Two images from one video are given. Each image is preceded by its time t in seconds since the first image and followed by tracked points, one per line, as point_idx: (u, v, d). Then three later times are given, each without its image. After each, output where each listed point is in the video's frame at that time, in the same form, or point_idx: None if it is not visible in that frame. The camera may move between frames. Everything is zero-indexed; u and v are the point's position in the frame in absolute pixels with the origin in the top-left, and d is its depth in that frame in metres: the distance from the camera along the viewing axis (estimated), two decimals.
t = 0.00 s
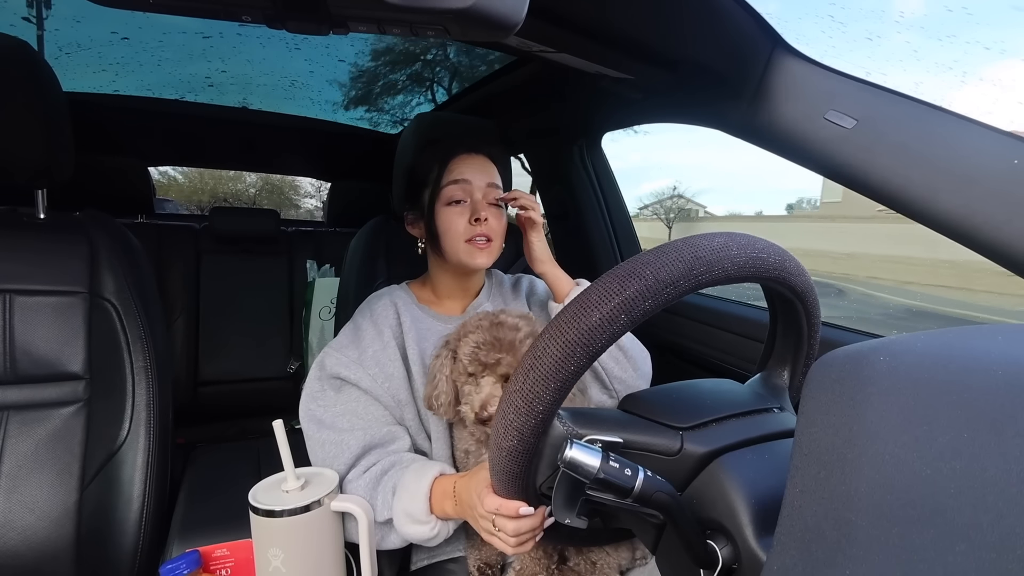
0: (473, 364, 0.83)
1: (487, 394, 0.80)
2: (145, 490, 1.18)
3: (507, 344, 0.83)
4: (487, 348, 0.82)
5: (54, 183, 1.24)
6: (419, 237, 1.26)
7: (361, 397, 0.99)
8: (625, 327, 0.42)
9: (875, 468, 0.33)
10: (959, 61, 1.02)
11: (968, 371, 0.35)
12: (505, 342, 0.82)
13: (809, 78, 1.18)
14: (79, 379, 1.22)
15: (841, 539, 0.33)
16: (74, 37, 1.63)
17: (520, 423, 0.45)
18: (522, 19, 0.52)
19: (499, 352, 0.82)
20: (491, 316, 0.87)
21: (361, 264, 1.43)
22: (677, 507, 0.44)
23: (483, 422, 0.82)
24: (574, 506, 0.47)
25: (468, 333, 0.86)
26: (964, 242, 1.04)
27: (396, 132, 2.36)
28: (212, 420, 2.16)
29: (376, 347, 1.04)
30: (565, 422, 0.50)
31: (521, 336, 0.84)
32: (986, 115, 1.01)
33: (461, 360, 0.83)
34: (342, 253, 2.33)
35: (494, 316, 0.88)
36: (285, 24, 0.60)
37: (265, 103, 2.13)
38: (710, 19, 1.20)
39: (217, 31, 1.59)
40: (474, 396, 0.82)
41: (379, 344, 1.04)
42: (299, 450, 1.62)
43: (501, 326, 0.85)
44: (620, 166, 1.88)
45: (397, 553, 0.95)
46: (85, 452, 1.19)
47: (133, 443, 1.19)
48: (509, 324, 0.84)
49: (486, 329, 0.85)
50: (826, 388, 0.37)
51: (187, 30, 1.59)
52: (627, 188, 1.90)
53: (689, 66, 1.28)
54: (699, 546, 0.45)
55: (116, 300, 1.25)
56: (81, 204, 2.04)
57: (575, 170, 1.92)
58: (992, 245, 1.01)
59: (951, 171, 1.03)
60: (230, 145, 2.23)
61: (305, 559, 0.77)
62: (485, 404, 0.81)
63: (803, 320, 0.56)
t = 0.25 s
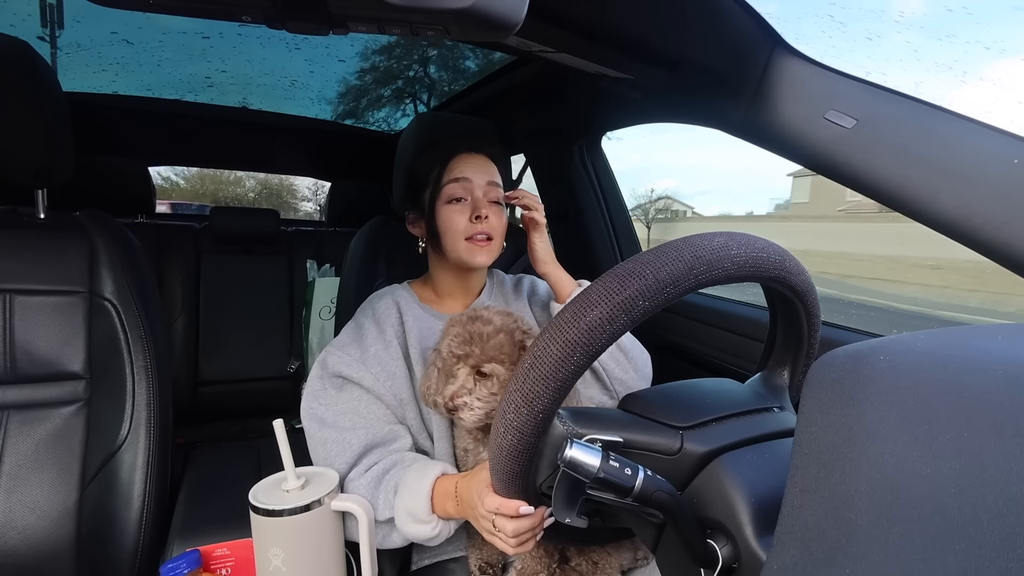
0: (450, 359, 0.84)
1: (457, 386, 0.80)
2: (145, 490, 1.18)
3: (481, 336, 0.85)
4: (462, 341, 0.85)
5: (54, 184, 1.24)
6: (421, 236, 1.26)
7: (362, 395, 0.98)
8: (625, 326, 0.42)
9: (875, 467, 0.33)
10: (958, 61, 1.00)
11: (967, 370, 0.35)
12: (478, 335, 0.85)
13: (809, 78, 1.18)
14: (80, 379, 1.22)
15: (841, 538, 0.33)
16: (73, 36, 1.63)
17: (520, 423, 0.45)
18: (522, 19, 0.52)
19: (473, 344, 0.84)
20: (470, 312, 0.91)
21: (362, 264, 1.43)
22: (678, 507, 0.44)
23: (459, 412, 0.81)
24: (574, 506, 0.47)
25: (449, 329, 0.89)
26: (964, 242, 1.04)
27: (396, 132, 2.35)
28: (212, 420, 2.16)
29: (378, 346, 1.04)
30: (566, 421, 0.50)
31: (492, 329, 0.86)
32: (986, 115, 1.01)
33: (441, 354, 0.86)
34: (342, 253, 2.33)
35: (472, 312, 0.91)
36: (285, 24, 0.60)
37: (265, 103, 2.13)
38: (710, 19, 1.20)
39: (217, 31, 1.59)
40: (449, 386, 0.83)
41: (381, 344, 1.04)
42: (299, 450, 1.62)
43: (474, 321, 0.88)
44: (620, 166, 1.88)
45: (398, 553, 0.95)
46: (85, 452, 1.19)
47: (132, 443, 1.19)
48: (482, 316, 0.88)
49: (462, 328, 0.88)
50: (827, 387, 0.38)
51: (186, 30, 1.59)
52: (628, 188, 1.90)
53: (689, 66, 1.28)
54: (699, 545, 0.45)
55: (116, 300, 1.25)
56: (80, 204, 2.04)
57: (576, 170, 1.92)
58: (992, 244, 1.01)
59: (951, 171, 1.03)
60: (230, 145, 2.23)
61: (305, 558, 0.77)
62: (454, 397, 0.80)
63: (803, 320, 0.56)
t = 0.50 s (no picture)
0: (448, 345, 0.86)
1: (446, 370, 0.83)
2: (145, 491, 1.18)
3: (474, 326, 0.86)
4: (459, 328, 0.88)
5: (54, 184, 1.24)
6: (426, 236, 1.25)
7: (363, 392, 0.99)
8: (621, 329, 0.42)
9: (874, 468, 0.33)
10: (959, 62, 1.00)
11: (967, 372, 0.35)
12: (473, 323, 0.86)
13: (809, 79, 1.18)
14: (80, 379, 1.22)
15: (841, 539, 0.32)
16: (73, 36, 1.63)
17: (518, 428, 0.45)
18: (522, 20, 0.52)
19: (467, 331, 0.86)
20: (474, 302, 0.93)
21: (362, 263, 1.43)
22: (678, 507, 0.44)
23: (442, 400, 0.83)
24: (574, 507, 0.47)
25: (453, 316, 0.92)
26: (964, 242, 1.04)
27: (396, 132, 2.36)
28: (212, 420, 2.16)
29: (379, 343, 1.04)
30: (563, 424, 0.50)
31: (487, 320, 0.87)
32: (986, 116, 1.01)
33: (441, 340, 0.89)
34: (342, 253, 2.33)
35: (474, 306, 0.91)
36: (286, 24, 0.60)
37: (265, 103, 2.13)
38: (710, 19, 1.20)
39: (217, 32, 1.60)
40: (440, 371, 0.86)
41: (383, 341, 1.04)
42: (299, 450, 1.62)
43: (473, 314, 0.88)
44: (620, 166, 1.88)
45: (398, 553, 0.95)
46: (86, 452, 1.19)
47: (132, 443, 1.19)
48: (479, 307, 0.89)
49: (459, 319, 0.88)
50: (827, 387, 0.38)
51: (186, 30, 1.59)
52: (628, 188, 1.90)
53: (689, 66, 1.28)
54: (699, 545, 0.45)
55: (116, 300, 1.25)
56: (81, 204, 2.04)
57: (576, 170, 1.93)
58: (992, 245, 1.01)
59: (951, 171, 1.03)
60: (231, 145, 2.23)
61: (305, 559, 0.77)
62: (440, 380, 0.83)
63: (803, 320, 0.56)
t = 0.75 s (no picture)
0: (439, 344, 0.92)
1: (433, 366, 0.87)
2: (145, 491, 1.18)
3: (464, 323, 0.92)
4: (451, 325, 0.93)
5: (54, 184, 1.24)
6: (424, 237, 1.25)
7: (363, 391, 0.98)
8: (615, 334, 0.42)
9: (875, 469, 0.33)
10: (959, 62, 1.00)
11: (966, 371, 0.35)
12: (461, 320, 0.92)
13: (809, 79, 1.18)
14: (80, 379, 1.22)
15: (842, 540, 0.32)
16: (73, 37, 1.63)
17: (514, 437, 0.45)
18: (522, 20, 0.52)
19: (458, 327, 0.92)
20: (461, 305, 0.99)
21: (362, 263, 1.43)
22: (678, 507, 0.44)
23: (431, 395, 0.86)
24: (574, 509, 0.47)
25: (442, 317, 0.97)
26: (964, 243, 1.04)
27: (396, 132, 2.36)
28: (212, 421, 2.16)
29: (380, 343, 1.04)
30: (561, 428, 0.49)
31: (475, 318, 0.93)
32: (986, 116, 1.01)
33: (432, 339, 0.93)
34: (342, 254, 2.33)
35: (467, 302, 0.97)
36: (286, 24, 0.60)
37: (265, 103, 2.13)
38: (710, 19, 1.20)
39: (217, 32, 1.60)
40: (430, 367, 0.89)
41: (383, 340, 1.04)
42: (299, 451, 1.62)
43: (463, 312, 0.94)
44: (620, 166, 1.88)
45: (397, 554, 0.95)
46: (85, 452, 1.19)
47: (132, 444, 1.19)
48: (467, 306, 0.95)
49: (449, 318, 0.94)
50: (827, 387, 0.38)
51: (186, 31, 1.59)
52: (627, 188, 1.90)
53: (689, 66, 1.28)
54: (699, 546, 0.45)
55: (116, 300, 1.25)
56: (81, 205, 2.04)
57: (576, 170, 1.93)
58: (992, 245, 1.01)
59: (951, 171, 1.03)
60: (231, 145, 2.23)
61: (305, 560, 0.77)
62: (427, 375, 0.87)
63: (802, 319, 0.56)
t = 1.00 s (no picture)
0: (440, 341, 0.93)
1: (430, 360, 0.88)
2: (144, 491, 1.18)
3: (462, 320, 0.91)
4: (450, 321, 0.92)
5: (54, 184, 1.24)
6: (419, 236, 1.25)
7: (362, 394, 0.98)
8: (614, 334, 0.42)
9: (875, 468, 0.33)
10: (958, 62, 1.01)
11: (966, 370, 0.35)
12: (459, 317, 0.91)
13: (809, 78, 1.18)
14: (80, 379, 1.22)
15: (842, 539, 0.32)
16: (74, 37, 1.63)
17: (515, 436, 0.45)
18: (522, 20, 0.52)
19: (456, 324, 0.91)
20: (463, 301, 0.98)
21: (362, 263, 1.43)
22: (678, 507, 0.44)
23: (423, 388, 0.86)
24: (574, 508, 0.47)
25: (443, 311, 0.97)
26: (964, 243, 1.04)
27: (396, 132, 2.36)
28: (212, 420, 2.15)
29: (378, 344, 1.04)
30: (560, 428, 0.49)
31: (474, 315, 0.92)
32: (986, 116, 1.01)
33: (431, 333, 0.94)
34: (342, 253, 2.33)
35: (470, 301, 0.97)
36: (286, 24, 0.60)
37: (265, 103, 2.13)
38: (710, 19, 1.20)
39: (217, 32, 1.60)
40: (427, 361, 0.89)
41: (382, 342, 1.04)
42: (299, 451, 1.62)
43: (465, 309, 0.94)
44: (620, 166, 1.88)
45: (398, 553, 0.95)
46: (85, 452, 1.19)
47: (132, 443, 1.19)
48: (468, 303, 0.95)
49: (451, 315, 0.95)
50: (827, 387, 0.38)
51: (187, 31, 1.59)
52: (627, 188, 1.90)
53: (689, 66, 1.28)
54: (699, 546, 0.45)
55: (116, 300, 1.25)
56: (81, 204, 2.04)
57: (576, 170, 1.93)
58: (992, 244, 1.01)
59: (951, 171, 1.03)
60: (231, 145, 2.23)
61: (305, 559, 0.77)
62: (422, 367, 0.87)
63: (803, 319, 0.56)
